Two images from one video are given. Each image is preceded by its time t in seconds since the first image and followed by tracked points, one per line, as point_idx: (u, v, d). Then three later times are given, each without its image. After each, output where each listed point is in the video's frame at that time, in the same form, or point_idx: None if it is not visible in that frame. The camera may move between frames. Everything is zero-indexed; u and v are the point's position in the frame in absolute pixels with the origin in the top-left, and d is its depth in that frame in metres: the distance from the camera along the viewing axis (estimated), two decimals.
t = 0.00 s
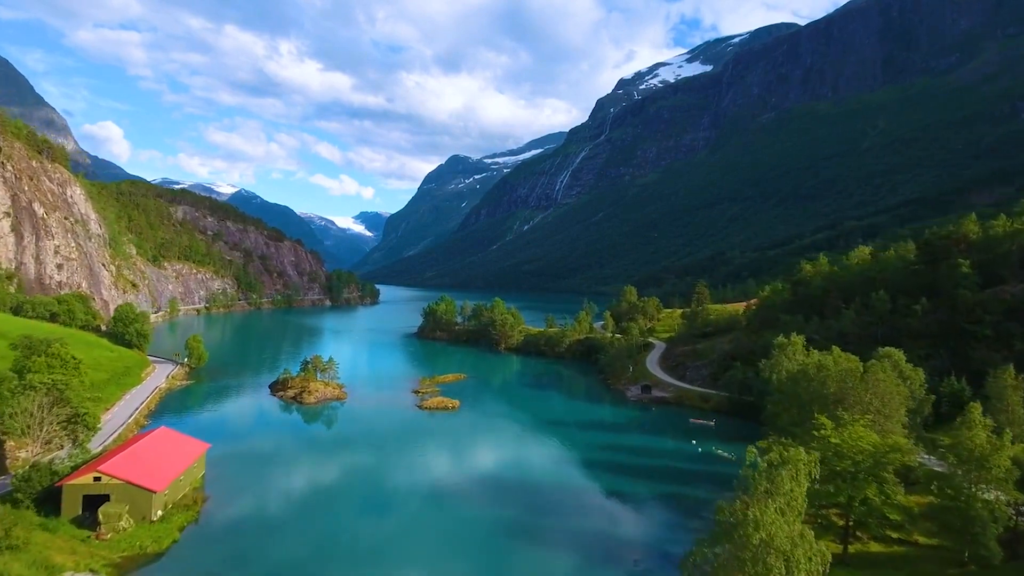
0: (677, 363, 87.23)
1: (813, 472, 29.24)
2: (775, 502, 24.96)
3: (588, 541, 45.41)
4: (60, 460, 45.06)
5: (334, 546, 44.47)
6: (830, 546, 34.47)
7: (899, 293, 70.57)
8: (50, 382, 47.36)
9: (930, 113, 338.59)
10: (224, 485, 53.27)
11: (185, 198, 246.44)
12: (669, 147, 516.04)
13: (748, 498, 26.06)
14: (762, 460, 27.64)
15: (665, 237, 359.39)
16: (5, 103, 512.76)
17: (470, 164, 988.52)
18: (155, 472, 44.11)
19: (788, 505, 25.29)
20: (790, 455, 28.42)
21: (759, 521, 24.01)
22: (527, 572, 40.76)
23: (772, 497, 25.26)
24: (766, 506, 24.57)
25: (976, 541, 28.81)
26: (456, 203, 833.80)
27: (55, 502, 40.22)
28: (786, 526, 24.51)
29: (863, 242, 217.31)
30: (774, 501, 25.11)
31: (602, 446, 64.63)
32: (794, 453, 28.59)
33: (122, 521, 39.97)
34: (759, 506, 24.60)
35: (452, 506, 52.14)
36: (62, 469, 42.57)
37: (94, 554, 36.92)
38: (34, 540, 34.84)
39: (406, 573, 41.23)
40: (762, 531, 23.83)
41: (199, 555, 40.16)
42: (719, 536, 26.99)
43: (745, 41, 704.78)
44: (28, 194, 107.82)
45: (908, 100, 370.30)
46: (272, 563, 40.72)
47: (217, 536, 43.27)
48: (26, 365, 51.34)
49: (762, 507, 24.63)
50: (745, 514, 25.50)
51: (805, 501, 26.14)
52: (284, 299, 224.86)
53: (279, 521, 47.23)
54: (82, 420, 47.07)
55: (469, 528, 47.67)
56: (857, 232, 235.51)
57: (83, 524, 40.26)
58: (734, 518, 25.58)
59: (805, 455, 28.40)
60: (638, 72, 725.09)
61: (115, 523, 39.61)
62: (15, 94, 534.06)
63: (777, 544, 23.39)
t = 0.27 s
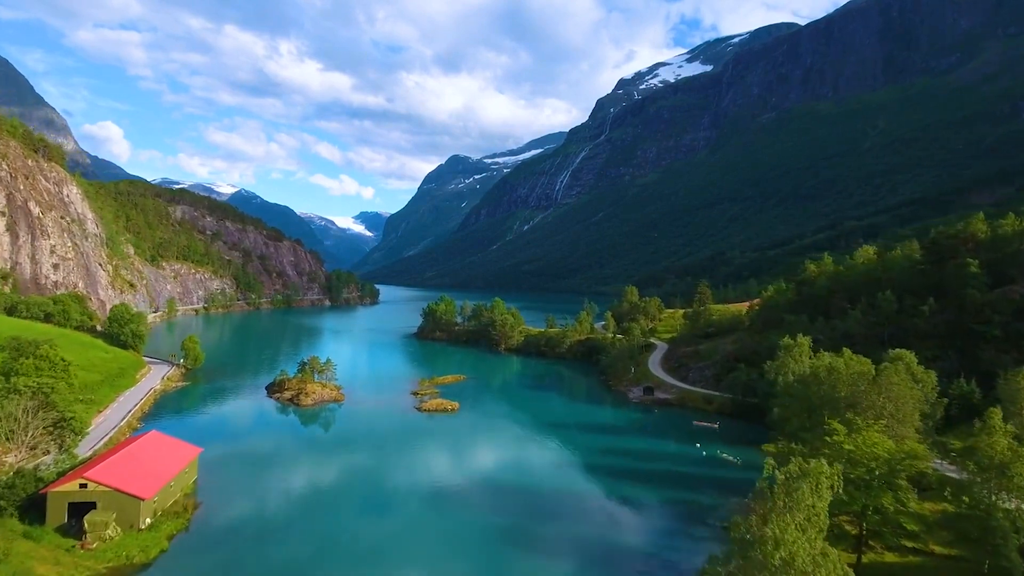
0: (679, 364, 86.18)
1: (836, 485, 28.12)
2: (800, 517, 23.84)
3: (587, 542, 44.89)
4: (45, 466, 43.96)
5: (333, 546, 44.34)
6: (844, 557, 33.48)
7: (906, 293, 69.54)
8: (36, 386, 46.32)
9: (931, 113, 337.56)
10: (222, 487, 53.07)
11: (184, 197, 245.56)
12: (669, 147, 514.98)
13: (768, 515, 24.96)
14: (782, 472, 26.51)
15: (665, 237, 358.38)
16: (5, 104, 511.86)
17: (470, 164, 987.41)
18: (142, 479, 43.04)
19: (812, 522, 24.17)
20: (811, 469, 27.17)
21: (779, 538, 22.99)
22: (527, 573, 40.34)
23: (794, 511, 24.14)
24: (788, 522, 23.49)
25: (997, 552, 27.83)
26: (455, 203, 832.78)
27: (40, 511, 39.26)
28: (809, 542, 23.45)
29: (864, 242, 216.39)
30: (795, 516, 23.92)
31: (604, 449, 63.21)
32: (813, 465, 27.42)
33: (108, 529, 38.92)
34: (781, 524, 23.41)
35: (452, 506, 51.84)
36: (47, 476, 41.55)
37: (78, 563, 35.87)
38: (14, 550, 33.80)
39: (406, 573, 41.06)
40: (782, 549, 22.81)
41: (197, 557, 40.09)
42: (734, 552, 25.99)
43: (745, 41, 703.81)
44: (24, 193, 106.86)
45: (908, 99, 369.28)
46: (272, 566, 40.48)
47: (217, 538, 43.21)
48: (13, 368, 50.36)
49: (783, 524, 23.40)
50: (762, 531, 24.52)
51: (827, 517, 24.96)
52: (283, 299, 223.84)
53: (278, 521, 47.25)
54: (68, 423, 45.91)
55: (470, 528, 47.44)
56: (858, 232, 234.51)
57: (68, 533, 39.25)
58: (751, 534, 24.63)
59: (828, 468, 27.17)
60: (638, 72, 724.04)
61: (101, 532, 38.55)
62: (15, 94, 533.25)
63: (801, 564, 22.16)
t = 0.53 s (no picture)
0: (681, 366, 85.20)
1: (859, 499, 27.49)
2: (823, 539, 23.72)
3: (586, 543, 44.51)
4: (29, 472, 42.83)
5: (336, 545, 44.72)
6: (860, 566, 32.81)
7: (912, 293, 68.65)
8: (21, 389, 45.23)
9: (931, 113, 336.70)
10: (221, 488, 53.02)
11: (183, 197, 244.72)
12: (669, 147, 514.17)
13: (791, 533, 24.63)
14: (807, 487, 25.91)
15: (665, 237, 357.50)
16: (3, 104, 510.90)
17: (470, 164, 986.09)
18: (130, 485, 41.83)
19: (835, 542, 23.99)
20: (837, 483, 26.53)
21: (800, 560, 22.81)
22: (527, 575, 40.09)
23: (813, 531, 24.03)
24: (811, 543, 23.41)
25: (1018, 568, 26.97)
26: (455, 203, 831.90)
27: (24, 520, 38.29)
28: (830, 563, 23.34)
29: (864, 242, 215.45)
30: (817, 533, 23.94)
31: (605, 452, 62.02)
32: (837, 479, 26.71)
33: (94, 539, 37.80)
34: (803, 547, 23.30)
35: (451, 506, 51.73)
36: (31, 485, 40.46)
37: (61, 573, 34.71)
38: None
39: (406, 572, 41.17)
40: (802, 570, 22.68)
41: (196, 560, 40.25)
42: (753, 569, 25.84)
43: (745, 41, 702.50)
44: (19, 192, 105.88)
45: (908, 99, 368.21)
46: (276, 567, 40.72)
47: (216, 541, 43.33)
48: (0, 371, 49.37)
49: (804, 542, 23.62)
50: (785, 551, 24.12)
51: (853, 537, 24.81)
52: (282, 299, 222.89)
53: (278, 523, 47.40)
54: (54, 427, 44.79)
55: (469, 528, 47.39)
56: (859, 232, 233.55)
57: (52, 543, 38.16)
58: (772, 553, 24.35)
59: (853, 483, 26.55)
60: (638, 72, 722.76)
61: (86, 541, 37.41)
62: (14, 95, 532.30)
63: None
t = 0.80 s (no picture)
0: (684, 367, 84.30)
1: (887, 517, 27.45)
2: (850, 560, 24.66)
3: (586, 545, 44.03)
4: (12, 479, 41.68)
5: (335, 545, 44.69)
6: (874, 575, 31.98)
7: (919, 293, 67.73)
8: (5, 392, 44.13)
9: (932, 113, 335.73)
10: (219, 492, 52.63)
11: (182, 197, 243.72)
12: (669, 147, 513.19)
13: (817, 551, 25.38)
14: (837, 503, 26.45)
15: (666, 237, 356.55)
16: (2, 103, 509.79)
17: (470, 164, 984.51)
18: (116, 492, 40.79)
19: (864, 561, 24.69)
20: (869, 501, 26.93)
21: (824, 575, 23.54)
22: None
23: (838, 550, 24.96)
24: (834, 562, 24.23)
25: None
26: (455, 203, 830.84)
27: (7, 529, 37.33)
28: None
29: (865, 242, 214.33)
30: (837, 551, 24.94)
31: (606, 455, 60.98)
32: (864, 495, 26.98)
33: (78, 549, 36.78)
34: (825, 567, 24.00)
35: (451, 507, 51.38)
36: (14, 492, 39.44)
37: None
38: None
39: (405, 572, 41.07)
40: None
41: (194, 562, 40.08)
42: None
43: (745, 41, 700.88)
44: (14, 191, 104.99)
45: (909, 99, 367.00)
46: (276, 567, 40.77)
47: (214, 543, 43.17)
48: None
49: (830, 558, 24.58)
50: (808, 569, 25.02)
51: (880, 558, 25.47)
52: (281, 300, 221.86)
53: (277, 525, 47.22)
54: (38, 432, 43.66)
55: (469, 528, 47.19)
56: (859, 232, 232.43)
57: (36, 552, 37.19)
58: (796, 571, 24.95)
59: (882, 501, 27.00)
60: (638, 72, 721.34)
61: (70, 551, 36.38)
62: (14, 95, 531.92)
63: None
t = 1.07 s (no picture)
0: (686, 368, 83.36)
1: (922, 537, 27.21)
2: None
3: (586, 545, 43.88)
4: None
5: (335, 545, 44.46)
6: None
7: (926, 293, 66.85)
8: None
9: (932, 112, 334.70)
10: (219, 492, 52.37)
11: (180, 197, 242.71)
12: (670, 147, 512.23)
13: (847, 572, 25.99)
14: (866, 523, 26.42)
15: (666, 237, 355.55)
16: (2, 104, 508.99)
17: (471, 164, 983.37)
18: (98, 501, 39.36)
19: None
20: (901, 520, 26.62)
21: None
22: None
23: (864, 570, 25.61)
24: None
25: None
26: (455, 203, 829.95)
27: None
28: None
29: (867, 242, 213.25)
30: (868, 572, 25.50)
31: (608, 459, 59.67)
32: (896, 514, 26.59)
33: (62, 560, 35.77)
34: None
35: (450, 507, 51.20)
36: None
37: None
38: None
39: (405, 573, 40.84)
40: None
41: (197, 561, 40.20)
42: None
43: (746, 41, 699.58)
44: (10, 190, 104.06)
45: (910, 99, 365.85)
46: (276, 567, 40.61)
47: (216, 542, 43.24)
48: None
49: None
50: None
51: None
52: (280, 300, 220.85)
53: (278, 523, 47.26)
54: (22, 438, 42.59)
55: (469, 528, 47.18)
56: (860, 232, 231.34)
57: (19, 563, 36.23)
58: None
59: (916, 519, 26.87)
60: (638, 72, 720.16)
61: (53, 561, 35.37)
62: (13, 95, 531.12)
63: None
